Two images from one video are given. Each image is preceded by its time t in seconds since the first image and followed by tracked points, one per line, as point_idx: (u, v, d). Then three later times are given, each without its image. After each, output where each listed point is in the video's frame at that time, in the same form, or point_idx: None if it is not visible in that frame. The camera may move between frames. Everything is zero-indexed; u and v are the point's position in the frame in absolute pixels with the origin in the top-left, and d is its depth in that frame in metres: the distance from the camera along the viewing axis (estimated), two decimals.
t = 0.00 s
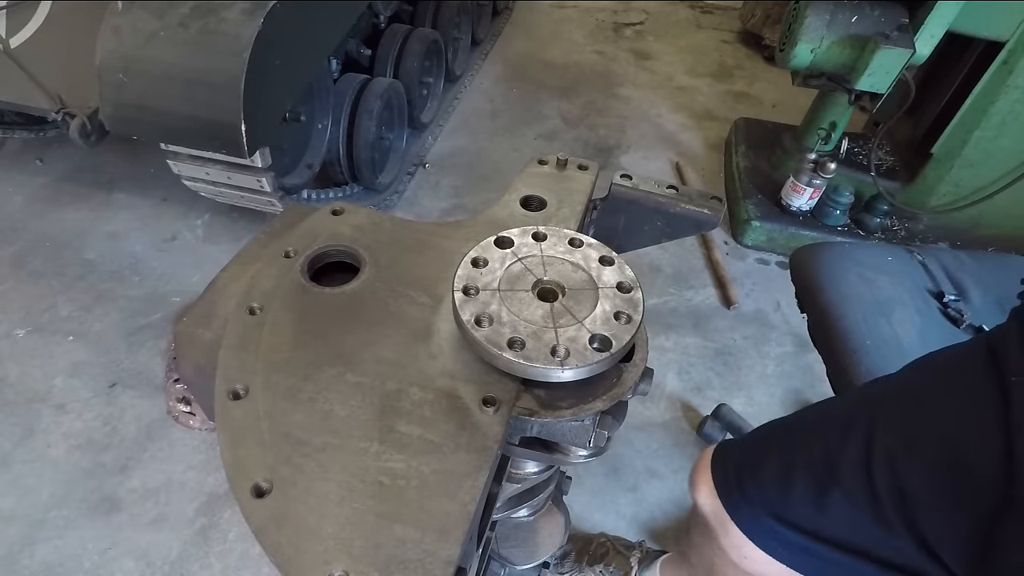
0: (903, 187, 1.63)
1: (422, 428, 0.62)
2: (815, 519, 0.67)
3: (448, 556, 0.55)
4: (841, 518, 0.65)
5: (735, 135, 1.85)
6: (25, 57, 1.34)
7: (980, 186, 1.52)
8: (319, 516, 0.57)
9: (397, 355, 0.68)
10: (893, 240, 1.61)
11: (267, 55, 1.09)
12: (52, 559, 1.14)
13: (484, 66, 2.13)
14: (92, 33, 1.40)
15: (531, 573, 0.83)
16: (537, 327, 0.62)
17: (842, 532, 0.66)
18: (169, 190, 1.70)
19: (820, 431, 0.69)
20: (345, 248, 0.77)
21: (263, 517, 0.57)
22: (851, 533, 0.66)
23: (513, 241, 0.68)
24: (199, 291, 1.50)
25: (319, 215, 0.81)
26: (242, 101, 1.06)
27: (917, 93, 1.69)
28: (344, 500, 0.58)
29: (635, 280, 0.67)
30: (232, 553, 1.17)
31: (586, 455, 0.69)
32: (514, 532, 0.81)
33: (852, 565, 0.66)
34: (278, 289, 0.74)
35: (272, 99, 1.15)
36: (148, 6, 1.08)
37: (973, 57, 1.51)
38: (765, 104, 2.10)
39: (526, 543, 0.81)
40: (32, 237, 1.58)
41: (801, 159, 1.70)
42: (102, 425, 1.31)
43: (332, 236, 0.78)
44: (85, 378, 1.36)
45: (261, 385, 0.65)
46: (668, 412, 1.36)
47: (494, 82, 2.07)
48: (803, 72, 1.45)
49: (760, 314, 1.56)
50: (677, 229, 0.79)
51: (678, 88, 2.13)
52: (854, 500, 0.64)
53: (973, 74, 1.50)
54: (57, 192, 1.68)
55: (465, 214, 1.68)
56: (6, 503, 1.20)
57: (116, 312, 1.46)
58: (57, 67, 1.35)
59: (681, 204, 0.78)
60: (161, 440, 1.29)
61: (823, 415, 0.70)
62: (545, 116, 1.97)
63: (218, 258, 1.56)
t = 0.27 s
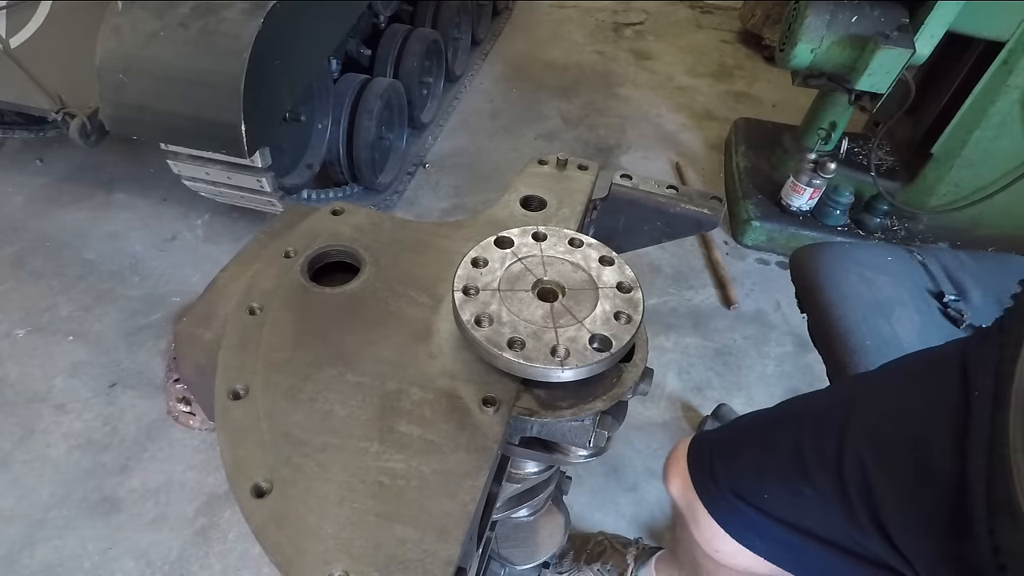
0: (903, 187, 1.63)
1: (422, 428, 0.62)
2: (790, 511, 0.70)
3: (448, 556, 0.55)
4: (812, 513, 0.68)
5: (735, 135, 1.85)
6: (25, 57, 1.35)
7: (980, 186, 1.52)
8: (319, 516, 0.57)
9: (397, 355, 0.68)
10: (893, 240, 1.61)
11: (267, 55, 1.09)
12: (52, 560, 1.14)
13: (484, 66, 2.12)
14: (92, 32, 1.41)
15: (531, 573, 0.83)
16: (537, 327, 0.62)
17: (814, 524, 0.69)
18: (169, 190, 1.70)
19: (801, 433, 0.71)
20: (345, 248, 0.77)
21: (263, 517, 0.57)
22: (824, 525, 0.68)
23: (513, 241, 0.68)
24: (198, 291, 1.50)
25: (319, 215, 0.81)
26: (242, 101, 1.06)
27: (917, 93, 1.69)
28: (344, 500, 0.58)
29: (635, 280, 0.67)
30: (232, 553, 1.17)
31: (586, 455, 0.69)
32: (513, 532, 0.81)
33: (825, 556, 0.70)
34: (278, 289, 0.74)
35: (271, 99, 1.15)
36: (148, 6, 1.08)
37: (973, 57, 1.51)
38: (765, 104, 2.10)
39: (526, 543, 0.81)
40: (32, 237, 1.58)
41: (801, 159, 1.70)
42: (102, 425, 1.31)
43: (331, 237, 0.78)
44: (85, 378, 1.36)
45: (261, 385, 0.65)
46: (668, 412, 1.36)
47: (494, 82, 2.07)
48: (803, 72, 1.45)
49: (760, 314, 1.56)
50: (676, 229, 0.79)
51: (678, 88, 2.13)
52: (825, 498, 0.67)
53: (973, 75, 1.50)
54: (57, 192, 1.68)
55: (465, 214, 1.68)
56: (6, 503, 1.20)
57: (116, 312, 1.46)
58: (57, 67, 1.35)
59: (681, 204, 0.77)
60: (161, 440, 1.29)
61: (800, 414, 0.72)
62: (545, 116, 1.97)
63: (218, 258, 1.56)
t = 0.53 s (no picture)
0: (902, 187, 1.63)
1: (422, 428, 0.62)
2: (792, 518, 0.71)
3: (448, 556, 0.55)
4: (812, 520, 0.69)
5: (735, 135, 1.85)
6: (26, 57, 1.35)
7: (980, 187, 1.52)
8: (319, 516, 0.57)
9: (396, 355, 0.68)
10: (893, 241, 1.61)
11: (268, 55, 1.09)
12: (52, 560, 1.14)
13: (484, 66, 2.12)
14: (92, 32, 1.41)
15: (531, 573, 0.83)
16: (537, 327, 0.62)
17: (815, 531, 0.70)
18: (169, 190, 1.70)
19: (795, 438, 0.72)
20: (345, 248, 0.77)
21: (263, 517, 0.56)
22: (823, 531, 0.69)
23: (513, 241, 0.68)
24: (198, 291, 1.50)
25: (319, 215, 0.81)
26: (243, 100, 1.06)
27: (917, 93, 1.69)
28: (344, 500, 0.58)
29: (635, 280, 0.67)
30: (232, 553, 1.16)
31: (586, 455, 0.69)
32: (514, 532, 0.81)
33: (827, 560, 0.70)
34: (278, 289, 0.74)
35: (271, 99, 1.15)
36: (148, 6, 1.08)
37: (973, 57, 1.51)
38: (765, 104, 2.09)
39: (526, 543, 0.81)
40: (32, 237, 1.58)
41: (801, 158, 1.70)
42: (102, 425, 1.31)
43: (331, 236, 0.78)
44: (85, 378, 1.36)
45: (261, 384, 0.65)
46: (668, 412, 1.36)
47: (495, 82, 2.07)
48: (802, 72, 1.46)
49: (759, 314, 1.56)
50: (676, 229, 0.79)
51: (678, 88, 2.13)
52: (824, 505, 0.67)
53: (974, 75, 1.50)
54: (57, 193, 1.68)
55: (465, 214, 1.68)
56: (6, 503, 1.20)
57: (116, 312, 1.46)
58: (57, 67, 1.35)
59: (681, 204, 0.77)
60: (161, 440, 1.29)
61: (799, 420, 0.73)
62: (544, 116, 1.97)
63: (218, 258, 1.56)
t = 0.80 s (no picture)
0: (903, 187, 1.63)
1: (422, 428, 0.62)
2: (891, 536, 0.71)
3: (448, 556, 0.55)
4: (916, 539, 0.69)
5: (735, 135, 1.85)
6: (26, 58, 1.35)
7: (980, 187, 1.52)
8: (319, 516, 0.57)
9: (397, 355, 0.68)
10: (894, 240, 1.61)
11: (268, 55, 1.09)
12: (52, 560, 1.14)
13: (484, 66, 2.12)
14: (92, 32, 1.40)
15: (531, 573, 0.83)
16: (537, 327, 0.62)
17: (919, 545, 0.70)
18: (169, 190, 1.70)
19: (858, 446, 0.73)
20: (346, 248, 0.77)
21: (263, 517, 0.57)
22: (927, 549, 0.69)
23: (513, 241, 0.68)
24: (198, 291, 1.50)
25: (319, 215, 0.81)
26: (243, 100, 1.06)
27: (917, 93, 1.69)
28: (344, 500, 0.58)
29: (635, 280, 0.67)
30: (232, 553, 1.16)
31: (586, 455, 0.69)
32: (514, 532, 0.81)
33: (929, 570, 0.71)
34: (278, 289, 0.74)
35: (271, 99, 1.14)
36: (148, 6, 1.08)
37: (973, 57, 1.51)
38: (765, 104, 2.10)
39: (526, 543, 0.81)
40: (32, 237, 1.58)
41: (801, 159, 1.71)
42: (102, 425, 1.31)
43: (331, 236, 0.78)
44: (85, 378, 1.36)
45: (261, 384, 0.65)
46: (668, 412, 1.36)
47: (495, 82, 2.07)
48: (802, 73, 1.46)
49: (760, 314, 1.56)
50: (677, 229, 0.79)
51: (678, 88, 2.13)
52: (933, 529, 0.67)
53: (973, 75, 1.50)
54: (57, 193, 1.68)
55: (465, 214, 1.68)
56: (6, 503, 1.20)
57: (116, 312, 1.46)
58: (57, 67, 1.35)
59: (681, 203, 0.77)
60: (161, 440, 1.29)
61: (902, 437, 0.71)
62: (544, 116, 1.97)
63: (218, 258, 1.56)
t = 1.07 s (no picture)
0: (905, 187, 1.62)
1: (422, 428, 0.62)
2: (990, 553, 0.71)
3: (448, 556, 0.56)
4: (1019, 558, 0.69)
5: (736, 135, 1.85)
6: (27, 58, 1.35)
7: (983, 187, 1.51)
8: (319, 516, 0.58)
9: (397, 355, 0.68)
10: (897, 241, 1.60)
11: (268, 55, 1.09)
12: (52, 560, 1.16)
13: (486, 65, 2.11)
14: (92, 32, 1.37)
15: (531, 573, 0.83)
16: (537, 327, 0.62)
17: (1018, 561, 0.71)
18: (170, 190, 1.67)
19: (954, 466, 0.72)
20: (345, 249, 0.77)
21: (262, 517, 0.58)
22: None
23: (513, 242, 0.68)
24: (198, 291, 1.49)
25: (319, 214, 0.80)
26: (243, 100, 1.05)
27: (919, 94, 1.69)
28: (344, 500, 0.59)
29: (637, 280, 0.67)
30: (232, 553, 1.16)
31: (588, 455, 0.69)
32: (514, 532, 0.81)
33: None
34: (278, 289, 0.74)
35: (272, 99, 1.14)
36: (148, 6, 1.08)
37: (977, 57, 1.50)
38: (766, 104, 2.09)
39: (527, 543, 0.81)
40: (32, 237, 1.58)
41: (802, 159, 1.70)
42: (102, 425, 1.31)
43: (331, 236, 0.78)
44: (85, 378, 1.36)
45: (261, 385, 0.66)
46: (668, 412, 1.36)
47: (495, 82, 2.05)
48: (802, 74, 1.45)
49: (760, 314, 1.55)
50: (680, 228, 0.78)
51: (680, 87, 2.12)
52: None
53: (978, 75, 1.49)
54: (57, 192, 1.67)
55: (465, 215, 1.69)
56: (7, 503, 1.22)
57: (116, 312, 1.46)
58: (57, 67, 1.35)
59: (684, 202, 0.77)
60: (161, 440, 1.29)
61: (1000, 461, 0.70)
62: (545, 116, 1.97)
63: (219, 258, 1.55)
